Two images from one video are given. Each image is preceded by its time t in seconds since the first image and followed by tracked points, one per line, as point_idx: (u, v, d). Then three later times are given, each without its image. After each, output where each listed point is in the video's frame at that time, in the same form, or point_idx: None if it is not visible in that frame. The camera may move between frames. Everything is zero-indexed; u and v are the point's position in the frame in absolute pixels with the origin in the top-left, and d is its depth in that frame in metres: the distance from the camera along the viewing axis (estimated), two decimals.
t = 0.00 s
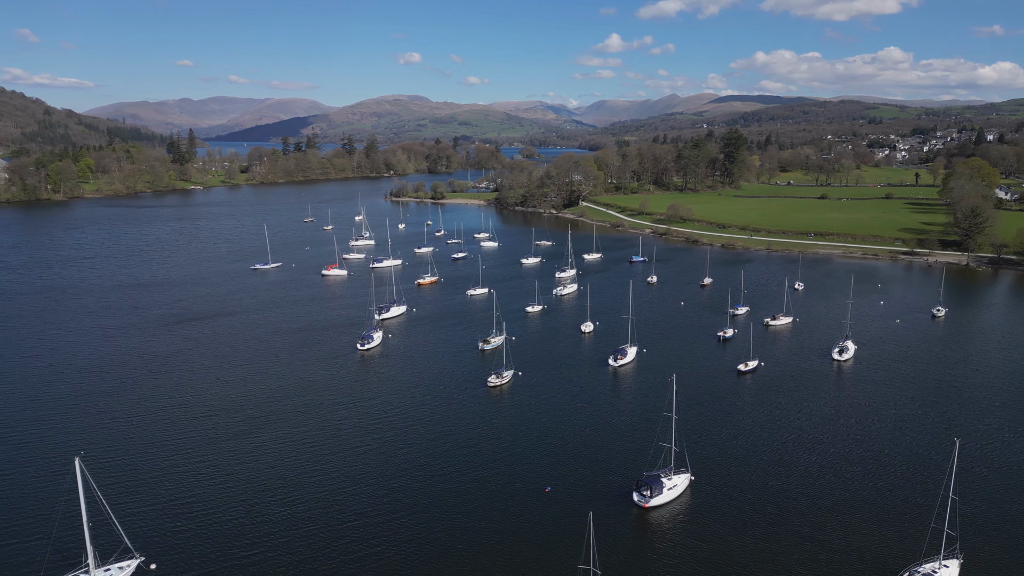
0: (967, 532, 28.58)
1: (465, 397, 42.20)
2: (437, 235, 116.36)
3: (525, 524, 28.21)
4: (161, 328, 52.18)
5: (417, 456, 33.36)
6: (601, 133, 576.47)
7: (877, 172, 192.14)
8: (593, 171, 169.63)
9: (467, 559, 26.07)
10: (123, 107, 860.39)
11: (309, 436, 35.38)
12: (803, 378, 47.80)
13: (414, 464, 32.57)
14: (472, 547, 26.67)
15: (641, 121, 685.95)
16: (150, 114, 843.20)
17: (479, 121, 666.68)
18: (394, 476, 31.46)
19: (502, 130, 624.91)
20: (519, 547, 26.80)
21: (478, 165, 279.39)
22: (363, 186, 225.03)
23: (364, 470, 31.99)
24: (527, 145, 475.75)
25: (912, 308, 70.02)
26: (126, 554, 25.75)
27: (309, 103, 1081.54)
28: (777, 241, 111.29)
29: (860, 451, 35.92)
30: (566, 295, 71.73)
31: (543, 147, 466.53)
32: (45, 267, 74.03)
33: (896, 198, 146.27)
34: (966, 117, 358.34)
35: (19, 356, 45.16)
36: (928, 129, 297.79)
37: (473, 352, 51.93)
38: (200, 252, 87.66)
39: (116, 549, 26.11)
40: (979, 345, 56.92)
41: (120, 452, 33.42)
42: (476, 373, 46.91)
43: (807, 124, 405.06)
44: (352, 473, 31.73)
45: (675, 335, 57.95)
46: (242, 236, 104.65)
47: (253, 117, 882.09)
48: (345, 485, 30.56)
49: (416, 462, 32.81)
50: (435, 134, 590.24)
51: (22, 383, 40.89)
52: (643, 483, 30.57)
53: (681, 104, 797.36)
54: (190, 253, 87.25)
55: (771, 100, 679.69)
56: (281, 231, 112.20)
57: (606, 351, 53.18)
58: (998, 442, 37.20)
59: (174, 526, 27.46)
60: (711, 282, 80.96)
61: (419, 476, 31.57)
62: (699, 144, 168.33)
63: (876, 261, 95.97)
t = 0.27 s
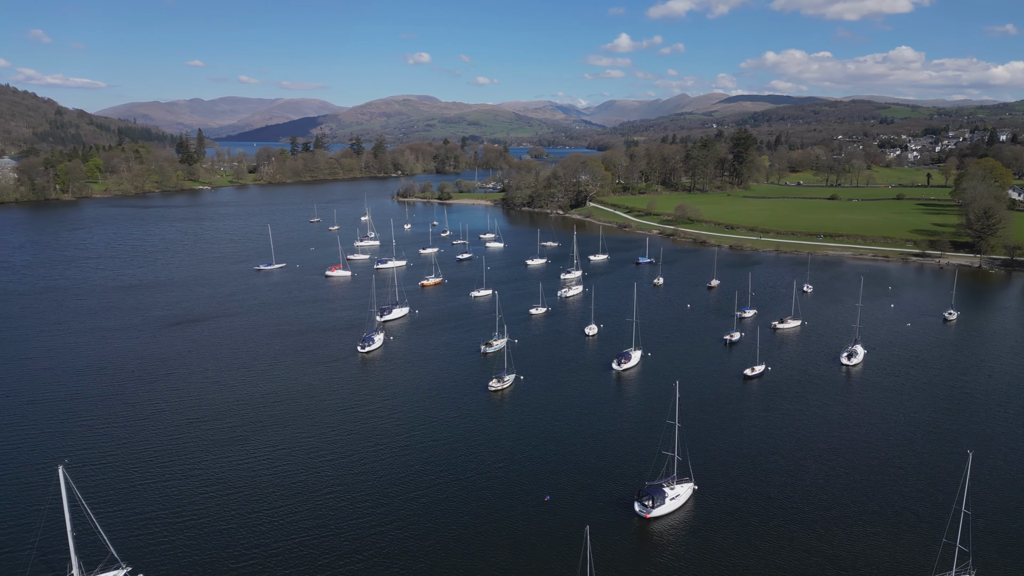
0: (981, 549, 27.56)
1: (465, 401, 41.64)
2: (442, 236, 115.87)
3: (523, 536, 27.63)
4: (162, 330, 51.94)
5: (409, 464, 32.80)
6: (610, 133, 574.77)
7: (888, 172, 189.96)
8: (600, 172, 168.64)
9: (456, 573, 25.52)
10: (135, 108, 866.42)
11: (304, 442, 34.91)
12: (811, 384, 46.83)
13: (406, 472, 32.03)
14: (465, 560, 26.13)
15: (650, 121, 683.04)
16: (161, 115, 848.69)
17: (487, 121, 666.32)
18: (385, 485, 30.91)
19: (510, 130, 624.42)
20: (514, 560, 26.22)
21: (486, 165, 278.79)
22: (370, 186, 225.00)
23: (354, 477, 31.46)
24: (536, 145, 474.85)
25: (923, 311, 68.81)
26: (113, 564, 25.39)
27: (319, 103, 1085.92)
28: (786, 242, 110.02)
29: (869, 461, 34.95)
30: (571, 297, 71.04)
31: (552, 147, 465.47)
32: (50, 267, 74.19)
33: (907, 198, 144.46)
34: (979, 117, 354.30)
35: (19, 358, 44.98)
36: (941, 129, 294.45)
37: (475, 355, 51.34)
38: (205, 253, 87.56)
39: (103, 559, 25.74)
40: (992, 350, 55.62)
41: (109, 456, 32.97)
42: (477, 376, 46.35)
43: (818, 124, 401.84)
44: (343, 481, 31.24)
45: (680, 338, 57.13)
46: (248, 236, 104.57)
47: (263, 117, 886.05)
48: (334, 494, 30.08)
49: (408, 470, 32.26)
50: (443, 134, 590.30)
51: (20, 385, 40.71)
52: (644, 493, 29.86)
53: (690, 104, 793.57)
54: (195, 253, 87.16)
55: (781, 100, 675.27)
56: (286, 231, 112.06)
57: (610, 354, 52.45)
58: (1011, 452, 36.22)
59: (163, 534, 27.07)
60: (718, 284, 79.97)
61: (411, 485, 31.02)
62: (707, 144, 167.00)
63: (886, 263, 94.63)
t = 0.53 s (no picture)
0: (994, 565, 26.66)
1: (465, 405, 41.00)
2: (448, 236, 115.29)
3: (520, 548, 26.98)
4: (162, 331, 51.64)
5: (401, 472, 32.27)
6: (619, 133, 572.81)
7: (899, 172, 187.64)
8: (608, 172, 167.54)
9: None
10: (146, 108, 872.44)
11: (299, 448, 34.42)
12: (819, 389, 45.81)
13: (398, 480, 31.48)
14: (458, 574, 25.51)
15: (659, 121, 679.97)
16: (172, 115, 854.16)
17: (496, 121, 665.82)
18: (376, 493, 30.39)
19: (519, 130, 623.75)
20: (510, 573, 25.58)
21: (493, 165, 278.12)
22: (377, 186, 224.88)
23: (345, 485, 30.98)
24: (544, 145, 473.56)
25: (935, 315, 67.50)
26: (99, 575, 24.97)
27: (328, 103, 1089.50)
28: (795, 243, 108.71)
29: (878, 471, 34.02)
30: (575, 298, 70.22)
31: (560, 147, 464.39)
32: (54, 267, 74.20)
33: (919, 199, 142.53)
34: (993, 117, 349.95)
35: (18, 360, 44.78)
36: (954, 129, 290.95)
37: (476, 358, 50.65)
38: (209, 253, 87.41)
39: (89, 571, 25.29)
40: (1006, 356, 54.32)
41: (99, 462, 32.59)
42: (478, 380, 45.68)
43: (829, 124, 398.43)
44: (334, 489, 30.77)
45: (685, 342, 56.21)
46: (253, 236, 104.43)
47: (273, 117, 889.79)
48: (324, 502, 29.59)
49: (401, 478, 31.74)
50: (452, 134, 590.31)
51: (18, 387, 40.50)
52: (646, 503, 29.07)
53: (700, 104, 789.67)
54: (200, 253, 87.05)
55: (791, 100, 670.46)
56: (291, 232, 111.83)
57: (614, 358, 51.64)
58: None
59: (150, 546, 26.58)
60: (726, 286, 78.94)
61: (403, 493, 30.48)
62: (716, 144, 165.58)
63: (897, 265, 93.18)
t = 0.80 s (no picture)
0: None
1: (465, 410, 40.40)
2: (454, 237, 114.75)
3: (516, 560, 26.45)
4: (162, 333, 51.37)
5: (393, 480, 31.77)
6: (629, 133, 570.76)
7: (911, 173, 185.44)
8: (615, 172, 166.56)
9: None
10: (157, 108, 878.05)
11: (293, 455, 34.00)
12: (826, 395, 44.87)
13: (389, 489, 31.03)
14: None
15: (668, 121, 677.14)
16: (183, 115, 859.30)
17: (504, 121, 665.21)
18: (367, 503, 29.89)
19: (528, 130, 622.68)
20: None
21: (501, 166, 277.36)
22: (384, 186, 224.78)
23: (336, 494, 30.51)
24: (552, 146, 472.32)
25: (946, 318, 66.29)
26: None
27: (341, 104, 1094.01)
28: (804, 245, 107.43)
29: (886, 481, 33.12)
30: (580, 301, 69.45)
31: (569, 147, 463.06)
32: (58, 267, 74.22)
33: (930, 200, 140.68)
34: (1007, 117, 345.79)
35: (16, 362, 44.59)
36: (967, 129, 287.52)
37: (478, 362, 50.01)
38: (214, 254, 87.27)
39: None
40: (1019, 361, 53.04)
41: (86, 470, 32.16)
42: (479, 384, 45.05)
43: (840, 124, 395.14)
44: (327, 497, 30.30)
45: (691, 346, 55.35)
46: (258, 236, 104.27)
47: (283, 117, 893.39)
48: (316, 512, 29.12)
49: (393, 487, 31.23)
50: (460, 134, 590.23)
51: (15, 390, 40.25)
52: (647, 514, 28.31)
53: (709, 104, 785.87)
54: (205, 253, 86.94)
55: (801, 100, 666.12)
56: (297, 232, 111.60)
57: (617, 362, 50.84)
58: None
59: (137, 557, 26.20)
60: (733, 288, 77.93)
61: (393, 503, 29.99)
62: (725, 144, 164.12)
63: (908, 267, 91.78)
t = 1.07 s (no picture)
0: None
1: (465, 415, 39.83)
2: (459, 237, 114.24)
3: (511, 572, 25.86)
4: (162, 335, 51.11)
5: (387, 489, 31.25)
6: (638, 133, 568.56)
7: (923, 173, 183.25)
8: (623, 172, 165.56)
9: None
10: (168, 109, 883.64)
11: (286, 462, 33.51)
12: (834, 401, 43.92)
13: (380, 499, 30.44)
14: None
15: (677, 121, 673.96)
16: (193, 115, 864.00)
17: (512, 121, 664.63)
18: (360, 513, 29.41)
19: (536, 130, 621.58)
20: None
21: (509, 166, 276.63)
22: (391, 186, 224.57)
23: (329, 503, 30.03)
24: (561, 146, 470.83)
25: (958, 322, 65.09)
26: None
27: (350, 104, 1096.96)
28: (812, 246, 106.19)
29: (894, 492, 32.20)
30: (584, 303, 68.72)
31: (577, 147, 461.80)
32: (63, 268, 74.25)
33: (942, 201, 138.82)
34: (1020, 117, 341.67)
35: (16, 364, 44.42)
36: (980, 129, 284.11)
37: (479, 365, 49.41)
38: (219, 254, 87.19)
39: None
40: None
41: (78, 477, 31.83)
42: (480, 388, 44.44)
43: (851, 124, 391.75)
44: (319, 507, 29.82)
45: (696, 349, 54.48)
46: (264, 237, 104.16)
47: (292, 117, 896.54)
48: (307, 523, 28.63)
49: (387, 496, 30.73)
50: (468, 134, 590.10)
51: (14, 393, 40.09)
52: (647, 525, 27.56)
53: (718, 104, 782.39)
54: (210, 254, 86.93)
55: (811, 100, 661.82)
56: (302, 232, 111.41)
57: (621, 366, 50.07)
58: None
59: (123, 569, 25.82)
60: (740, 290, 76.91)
61: (386, 513, 29.48)
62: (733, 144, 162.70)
63: (919, 269, 90.44)
